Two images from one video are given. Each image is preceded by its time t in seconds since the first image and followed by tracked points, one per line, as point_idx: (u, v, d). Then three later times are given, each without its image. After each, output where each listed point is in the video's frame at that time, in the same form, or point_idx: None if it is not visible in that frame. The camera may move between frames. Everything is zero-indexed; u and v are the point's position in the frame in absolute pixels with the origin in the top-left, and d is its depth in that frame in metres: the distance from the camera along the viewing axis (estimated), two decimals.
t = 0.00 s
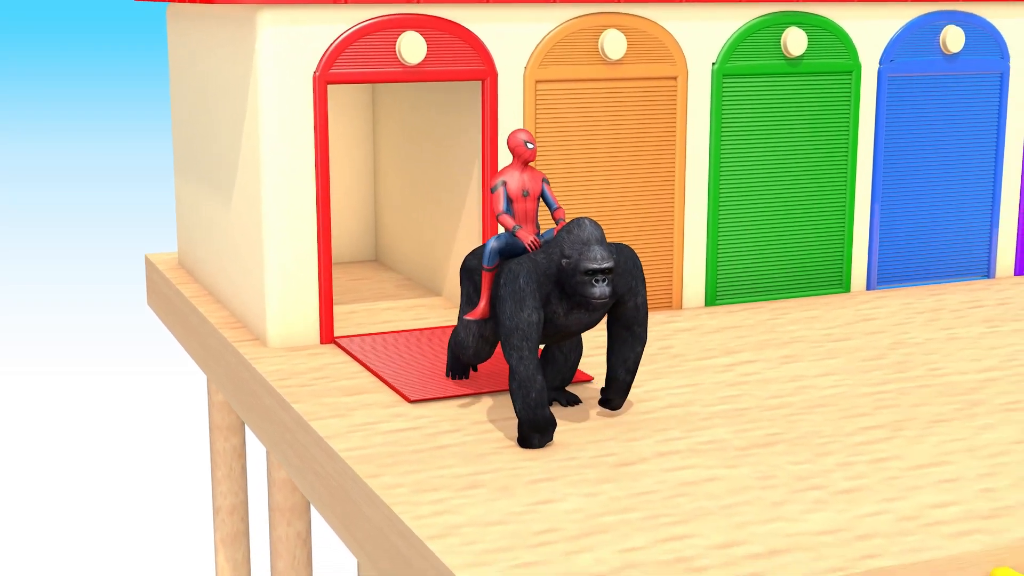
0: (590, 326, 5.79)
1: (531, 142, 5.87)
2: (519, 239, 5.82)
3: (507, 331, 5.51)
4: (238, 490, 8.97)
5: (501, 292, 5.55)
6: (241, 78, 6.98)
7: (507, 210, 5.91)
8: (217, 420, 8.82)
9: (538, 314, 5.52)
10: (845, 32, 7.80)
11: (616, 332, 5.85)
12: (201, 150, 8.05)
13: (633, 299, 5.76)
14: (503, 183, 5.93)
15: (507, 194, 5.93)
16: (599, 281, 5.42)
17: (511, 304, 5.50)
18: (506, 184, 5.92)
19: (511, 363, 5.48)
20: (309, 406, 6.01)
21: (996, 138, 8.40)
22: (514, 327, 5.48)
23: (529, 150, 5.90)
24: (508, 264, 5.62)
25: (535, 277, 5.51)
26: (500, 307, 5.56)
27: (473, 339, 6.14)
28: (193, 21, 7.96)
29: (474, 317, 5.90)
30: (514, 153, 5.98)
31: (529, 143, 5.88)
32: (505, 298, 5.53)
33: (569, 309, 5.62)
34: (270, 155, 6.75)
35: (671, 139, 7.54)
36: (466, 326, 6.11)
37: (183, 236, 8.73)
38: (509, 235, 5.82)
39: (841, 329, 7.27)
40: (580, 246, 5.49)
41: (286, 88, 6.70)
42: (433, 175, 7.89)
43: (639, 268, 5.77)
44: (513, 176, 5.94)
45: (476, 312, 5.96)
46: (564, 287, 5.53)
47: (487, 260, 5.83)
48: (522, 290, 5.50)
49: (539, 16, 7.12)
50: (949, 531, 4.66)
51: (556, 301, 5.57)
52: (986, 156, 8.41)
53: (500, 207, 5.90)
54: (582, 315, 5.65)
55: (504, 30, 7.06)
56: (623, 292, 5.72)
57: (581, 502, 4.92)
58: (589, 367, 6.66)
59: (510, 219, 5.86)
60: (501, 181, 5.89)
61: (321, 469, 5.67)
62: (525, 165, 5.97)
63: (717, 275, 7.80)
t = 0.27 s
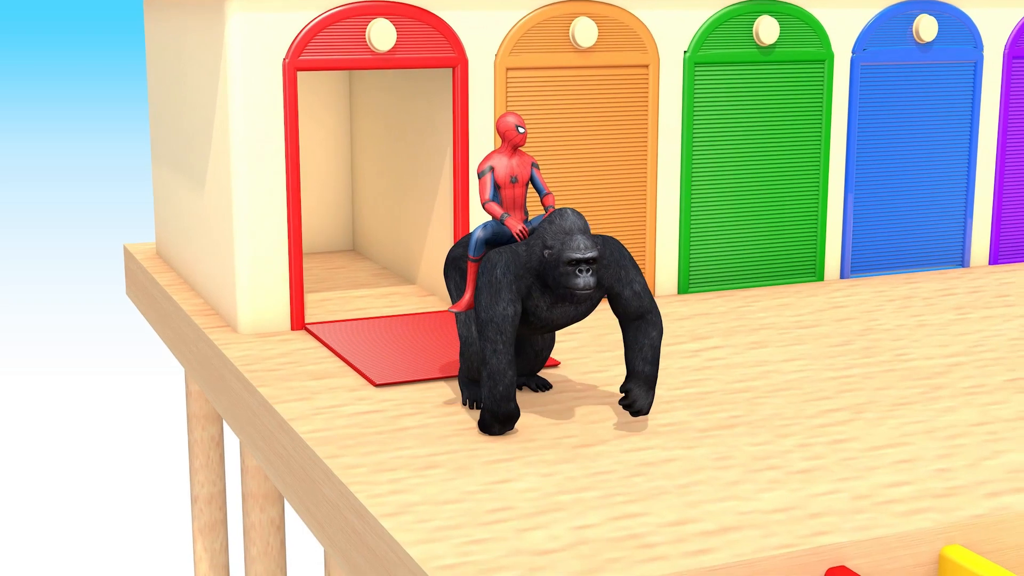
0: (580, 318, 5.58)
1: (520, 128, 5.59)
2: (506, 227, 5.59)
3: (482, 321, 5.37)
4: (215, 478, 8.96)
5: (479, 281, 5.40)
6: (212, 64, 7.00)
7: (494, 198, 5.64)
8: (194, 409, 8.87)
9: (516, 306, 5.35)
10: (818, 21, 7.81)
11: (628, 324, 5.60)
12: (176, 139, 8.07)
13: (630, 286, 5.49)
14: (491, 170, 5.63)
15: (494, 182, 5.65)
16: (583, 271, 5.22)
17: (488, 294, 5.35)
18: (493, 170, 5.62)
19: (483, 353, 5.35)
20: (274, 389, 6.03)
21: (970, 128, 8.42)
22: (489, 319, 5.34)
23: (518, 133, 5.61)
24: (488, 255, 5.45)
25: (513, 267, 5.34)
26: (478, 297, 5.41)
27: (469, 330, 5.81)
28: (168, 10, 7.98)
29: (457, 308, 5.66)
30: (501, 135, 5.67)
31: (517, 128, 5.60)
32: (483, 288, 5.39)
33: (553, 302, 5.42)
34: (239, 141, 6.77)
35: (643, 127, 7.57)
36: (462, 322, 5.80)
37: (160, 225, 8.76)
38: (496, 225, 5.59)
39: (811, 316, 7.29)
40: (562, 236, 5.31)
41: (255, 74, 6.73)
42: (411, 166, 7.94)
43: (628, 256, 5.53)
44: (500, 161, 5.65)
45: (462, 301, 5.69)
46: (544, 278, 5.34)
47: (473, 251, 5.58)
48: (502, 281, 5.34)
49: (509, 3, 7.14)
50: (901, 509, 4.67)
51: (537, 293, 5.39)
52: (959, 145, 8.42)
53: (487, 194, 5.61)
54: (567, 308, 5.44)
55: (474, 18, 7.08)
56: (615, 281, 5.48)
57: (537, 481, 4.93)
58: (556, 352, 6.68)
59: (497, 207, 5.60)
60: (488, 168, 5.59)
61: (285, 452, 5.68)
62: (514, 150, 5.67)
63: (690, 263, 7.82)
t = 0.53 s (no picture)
0: (569, 318, 5.39)
1: (507, 125, 5.60)
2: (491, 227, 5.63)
3: (462, 315, 5.19)
4: (199, 470, 8.96)
5: (466, 273, 5.22)
6: (190, 54, 7.02)
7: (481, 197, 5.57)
8: (177, 401, 8.82)
9: (500, 303, 5.17)
10: (796, 12, 7.83)
11: (619, 331, 5.35)
12: (157, 130, 8.09)
13: (619, 288, 5.29)
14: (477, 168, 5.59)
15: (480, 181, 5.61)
16: (574, 269, 5.04)
17: (472, 288, 5.16)
18: (479, 168, 5.59)
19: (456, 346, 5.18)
20: (248, 376, 6.05)
21: (950, 119, 8.44)
22: (467, 315, 5.15)
23: (505, 132, 5.62)
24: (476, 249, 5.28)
25: (502, 263, 5.15)
26: (461, 291, 5.23)
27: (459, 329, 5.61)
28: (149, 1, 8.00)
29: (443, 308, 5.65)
30: (488, 135, 5.65)
31: (504, 126, 5.61)
32: (468, 281, 5.20)
33: (542, 299, 5.24)
34: (217, 132, 6.80)
35: (621, 119, 7.59)
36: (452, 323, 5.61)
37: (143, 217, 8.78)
38: (481, 223, 5.61)
39: (788, 307, 7.32)
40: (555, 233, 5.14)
41: (232, 64, 6.75)
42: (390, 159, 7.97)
43: (621, 257, 5.34)
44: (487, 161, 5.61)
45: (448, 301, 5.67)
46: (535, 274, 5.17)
47: (458, 248, 5.67)
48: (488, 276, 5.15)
49: None
50: (864, 493, 4.68)
51: (524, 289, 5.21)
52: (939, 137, 8.45)
53: (473, 193, 5.56)
54: (556, 306, 5.26)
55: (452, 8, 7.10)
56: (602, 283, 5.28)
57: (504, 466, 4.95)
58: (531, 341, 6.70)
59: (483, 206, 5.54)
60: (475, 164, 5.56)
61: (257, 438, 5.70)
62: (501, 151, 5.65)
63: (670, 254, 7.85)
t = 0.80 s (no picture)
0: (566, 315, 5.26)
1: (503, 121, 5.62)
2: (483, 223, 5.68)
3: (450, 304, 5.14)
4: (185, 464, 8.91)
5: (461, 264, 5.13)
6: (171, 47, 7.04)
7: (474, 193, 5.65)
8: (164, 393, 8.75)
9: (489, 298, 5.08)
10: (779, 4, 7.85)
11: (603, 334, 5.17)
12: (141, 123, 8.12)
13: (612, 290, 5.10)
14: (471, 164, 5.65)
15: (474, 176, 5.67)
16: (574, 266, 4.88)
17: (462, 280, 5.10)
18: (473, 164, 5.64)
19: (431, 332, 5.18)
20: (226, 366, 6.07)
21: (933, 111, 8.47)
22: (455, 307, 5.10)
23: (500, 127, 5.64)
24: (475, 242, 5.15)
25: (497, 259, 5.03)
26: (457, 285, 5.13)
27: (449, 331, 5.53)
28: None
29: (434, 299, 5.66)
30: (483, 131, 5.69)
31: (500, 121, 5.63)
32: (460, 273, 5.12)
33: (538, 295, 5.12)
34: (199, 124, 6.82)
35: (604, 111, 7.60)
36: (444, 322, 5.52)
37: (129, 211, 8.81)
38: (472, 218, 5.67)
39: (769, 298, 7.33)
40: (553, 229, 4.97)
41: (213, 55, 6.77)
42: (373, 152, 7.99)
43: (621, 256, 5.15)
44: (481, 156, 5.67)
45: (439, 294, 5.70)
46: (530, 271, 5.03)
47: (451, 243, 5.70)
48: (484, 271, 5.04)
49: None
50: (834, 479, 4.68)
51: (519, 285, 5.08)
52: (923, 129, 8.47)
53: (466, 187, 5.63)
54: (550, 303, 5.14)
55: None
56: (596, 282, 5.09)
57: (475, 453, 4.97)
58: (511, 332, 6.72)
59: (475, 200, 5.60)
60: (467, 161, 5.62)
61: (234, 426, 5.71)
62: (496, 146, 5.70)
63: (653, 246, 7.86)
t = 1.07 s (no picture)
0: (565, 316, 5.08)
1: (510, 110, 5.37)
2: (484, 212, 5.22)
3: (452, 302, 4.90)
4: (174, 459, 8.62)
5: (464, 262, 4.92)
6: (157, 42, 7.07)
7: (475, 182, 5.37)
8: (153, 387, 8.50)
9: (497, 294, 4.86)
10: None
11: (593, 329, 5.11)
12: (128, 118, 8.13)
13: (606, 286, 5.05)
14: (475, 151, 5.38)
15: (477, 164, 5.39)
16: (580, 259, 4.73)
17: (466, 276, 4.89)
18: (476, 152, 5.37)
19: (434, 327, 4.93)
20: (210, 358, 6.08)
21: (920, 105, 8.56)
22: (451, 300, 4.89)
23: (506, 115, 5.38)
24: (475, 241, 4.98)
25: (505, 257, 4.81)
26: (456, 281, 4.92)
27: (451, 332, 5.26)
28: None
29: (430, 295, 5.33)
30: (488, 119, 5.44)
31: (507, 110, 5.37)
32: (463, 270, 4.91)
33: (544, 293, 4.93)
34: (185, 119, 6.85)
35: (590, 106, 7.65)
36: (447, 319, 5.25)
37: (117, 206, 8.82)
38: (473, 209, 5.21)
39: (755, 292, 7.34)
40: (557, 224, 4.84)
41: (199, 50, 6.80)
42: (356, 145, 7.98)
43: (617, 252, 5.10)
44: (485, 145, 5.41)
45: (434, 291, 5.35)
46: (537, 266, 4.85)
47: (448, 233, 5.23)
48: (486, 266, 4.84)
49: None
50: (811, 469, 4.67)
51: (524, 284, 4.90)
52: (910, 122, 8.56)
53: (468, 175, 5.33)
54: (555, 300, 4.96)
55: None
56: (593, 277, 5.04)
57: (455, 443, 4.97)
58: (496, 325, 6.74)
59: (478, 188, 5.29)
60: (471, 148, 5.35)
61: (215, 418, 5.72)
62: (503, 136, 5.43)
63: (640, 240, 7.94)
